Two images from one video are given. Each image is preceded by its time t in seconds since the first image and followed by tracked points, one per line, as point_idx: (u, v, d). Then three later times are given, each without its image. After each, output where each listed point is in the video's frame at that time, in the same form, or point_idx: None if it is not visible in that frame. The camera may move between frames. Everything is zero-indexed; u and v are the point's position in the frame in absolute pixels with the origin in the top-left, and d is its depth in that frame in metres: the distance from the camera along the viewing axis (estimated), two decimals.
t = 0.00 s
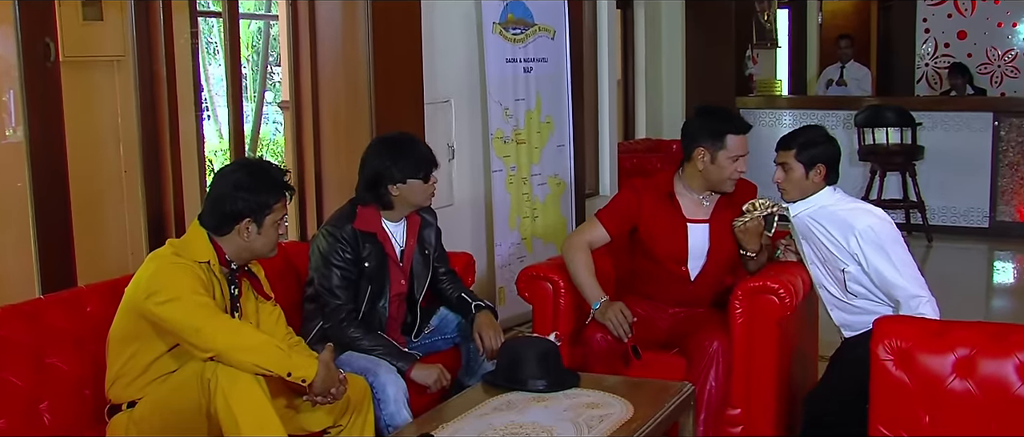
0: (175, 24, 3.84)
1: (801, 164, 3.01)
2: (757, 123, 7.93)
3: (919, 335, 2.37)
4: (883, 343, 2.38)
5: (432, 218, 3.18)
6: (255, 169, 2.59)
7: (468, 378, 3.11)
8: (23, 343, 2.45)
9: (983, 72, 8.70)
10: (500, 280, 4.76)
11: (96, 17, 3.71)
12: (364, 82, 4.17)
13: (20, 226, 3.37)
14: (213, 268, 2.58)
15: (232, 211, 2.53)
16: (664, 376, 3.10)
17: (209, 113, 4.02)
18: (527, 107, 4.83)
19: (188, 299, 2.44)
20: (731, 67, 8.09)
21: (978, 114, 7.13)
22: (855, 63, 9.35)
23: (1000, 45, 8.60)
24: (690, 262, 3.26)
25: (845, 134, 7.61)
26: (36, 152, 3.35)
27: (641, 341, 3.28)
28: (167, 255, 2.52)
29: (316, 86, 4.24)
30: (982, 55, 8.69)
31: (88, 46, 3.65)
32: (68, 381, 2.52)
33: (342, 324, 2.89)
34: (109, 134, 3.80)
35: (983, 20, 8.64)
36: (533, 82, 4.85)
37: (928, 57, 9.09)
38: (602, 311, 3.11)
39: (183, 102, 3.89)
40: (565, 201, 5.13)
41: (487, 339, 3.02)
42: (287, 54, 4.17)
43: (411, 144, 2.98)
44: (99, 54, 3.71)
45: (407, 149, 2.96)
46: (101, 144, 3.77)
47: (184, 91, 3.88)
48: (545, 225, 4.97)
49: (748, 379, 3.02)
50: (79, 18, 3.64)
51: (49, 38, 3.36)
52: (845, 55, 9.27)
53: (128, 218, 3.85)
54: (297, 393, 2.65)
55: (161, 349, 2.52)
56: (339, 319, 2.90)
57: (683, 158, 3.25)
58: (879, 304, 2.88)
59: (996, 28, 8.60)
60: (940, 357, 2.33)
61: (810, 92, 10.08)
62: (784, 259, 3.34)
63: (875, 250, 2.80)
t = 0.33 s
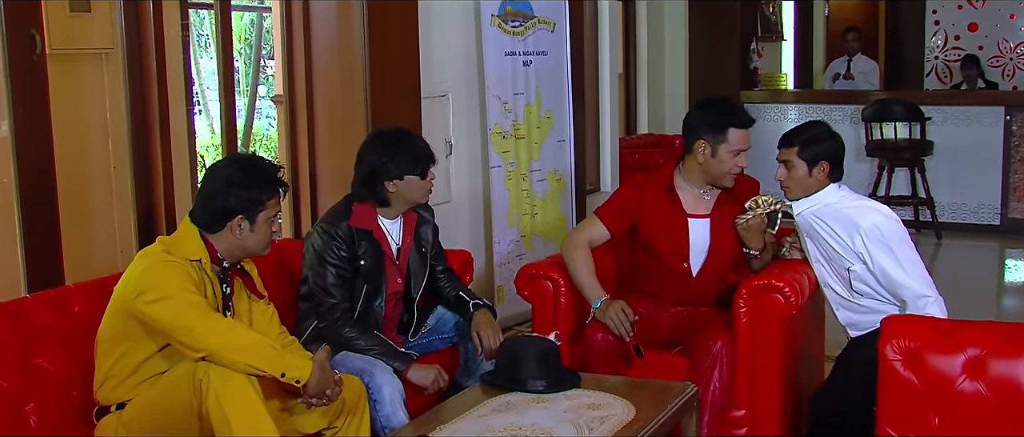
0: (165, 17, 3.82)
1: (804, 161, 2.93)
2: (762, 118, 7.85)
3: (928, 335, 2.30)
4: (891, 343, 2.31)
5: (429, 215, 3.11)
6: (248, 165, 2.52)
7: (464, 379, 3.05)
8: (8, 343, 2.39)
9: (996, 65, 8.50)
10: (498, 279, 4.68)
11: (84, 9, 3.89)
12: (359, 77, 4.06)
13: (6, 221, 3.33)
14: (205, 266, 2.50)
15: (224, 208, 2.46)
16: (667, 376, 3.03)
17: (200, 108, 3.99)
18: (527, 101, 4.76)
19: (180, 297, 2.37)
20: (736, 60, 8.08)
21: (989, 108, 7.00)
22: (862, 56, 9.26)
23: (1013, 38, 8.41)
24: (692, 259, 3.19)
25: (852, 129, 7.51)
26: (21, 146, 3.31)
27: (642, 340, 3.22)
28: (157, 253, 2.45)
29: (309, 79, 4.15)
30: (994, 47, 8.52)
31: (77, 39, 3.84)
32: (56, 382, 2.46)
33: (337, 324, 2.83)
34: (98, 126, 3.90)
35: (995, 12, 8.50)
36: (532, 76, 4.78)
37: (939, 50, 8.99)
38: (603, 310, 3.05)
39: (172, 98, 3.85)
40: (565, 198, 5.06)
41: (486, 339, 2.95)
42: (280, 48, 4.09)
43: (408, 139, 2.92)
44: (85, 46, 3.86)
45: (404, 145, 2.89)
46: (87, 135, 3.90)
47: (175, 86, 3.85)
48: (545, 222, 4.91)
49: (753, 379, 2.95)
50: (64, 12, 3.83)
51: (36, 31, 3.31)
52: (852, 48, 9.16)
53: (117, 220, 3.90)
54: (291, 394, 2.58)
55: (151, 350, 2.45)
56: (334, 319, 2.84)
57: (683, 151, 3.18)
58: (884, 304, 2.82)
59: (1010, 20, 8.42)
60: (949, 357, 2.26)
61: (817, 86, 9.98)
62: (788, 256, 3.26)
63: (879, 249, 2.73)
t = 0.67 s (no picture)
0: (156, 13, 3.77)
1: (807, 158, 2.87)
2: (766, 114, 7.80)
3: (936, 335, 2.23)
4: (898, 345, 2.24)
5: (426, 214, 3.06)
6: (242, 162, 2.45)
7: (463, 380, 3.01)
8: None
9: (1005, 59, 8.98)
10: (497, 278, 4.62)
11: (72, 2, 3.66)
12: (354, 72, 4.01)
13: None
14: (197, 266, 2.43)
15: (217, 206, 2.39)
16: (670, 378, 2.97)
17: (192, 104, 3.92)
18: (526, 97, 4.71)
19: (172, 297, 2.30)
20: (739, 51, 7.97)
21: (1000, 104, 6.92)
22: (868, 51, 9.18)
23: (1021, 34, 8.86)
24: (693, 258, 3.13)
25: (859, 125, 7.45)
26: (8, 143, 3.25)
27: (644, 341, 3.15)
28: (148, 251, 2.38)
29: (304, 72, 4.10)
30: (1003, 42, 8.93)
31: (63, 34, 3.62)
32: (42, 385, 2.40)
33: (332, 324, 2.77)
34: (86, 123, 3.75)
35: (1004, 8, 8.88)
36: (531, 71, 4.72)
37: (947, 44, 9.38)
38: (602, 310, 2.99)
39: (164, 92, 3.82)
40: (565, 196, 5.00)
41: (484, 339, 2.90)
42: (274, 42, 4.04)
43: (404, 135, 2.86)
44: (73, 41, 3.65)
45: (402, 141, 2.84)
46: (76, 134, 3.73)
47: (165, 82, 3.81)
48: (545, 221, 4.84)
49: (757, 380, 2.89)
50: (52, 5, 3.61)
51: (22, 23, 3.27)
52: (858, 43, 9.09)
53: (106, 220, 3.79)
54: (284, 396, 2.52)
55: (141, 351, 2.39)
56: (330, 319, 2.78)
57: (683, 148, 3.12)
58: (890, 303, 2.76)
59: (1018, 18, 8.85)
60: (959, 359, 2.19)
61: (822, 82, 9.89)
62: (792, 256, 3.19)
63: (885, 246, 2.67)
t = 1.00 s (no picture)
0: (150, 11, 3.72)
1: (809, 157, 2.83)
2: (769, 113, 7.73)
3: (941, 337, 2.19)
4: (903, 347, 2.20)
5: (424, 213, 3.02)
6: (239, 162, 2.42)
7: (462, 383, 2.99)
8: None
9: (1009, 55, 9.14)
10: (496, 279, 4.59)
11: None
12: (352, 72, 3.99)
13: None
14: (193, 266, 2.38)
15: (212, 206, 2.35)
16: (673, 380, 2.93)
17: (187, 102, 3.89)
18: (526, 96, 4.67)
19: (166, 299, 2.26)
20: (742, 50, 7.91)
21: (1008, 103, 6.86)
22: (873, 49, 9.13)
23: None
24: (694, 258, 3.09)
25: (863, 125, 7.40)
26: None
27: (645, 343, 3.11)
28: (142, 252, 2.34)
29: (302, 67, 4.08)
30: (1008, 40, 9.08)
31: (54, 31, 3.62)
32: (35, 387, 2.36)
33: (330, 326, 2.73)
34: (77, 122, 3.71)
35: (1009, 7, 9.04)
36: (531, 70, 4.68)
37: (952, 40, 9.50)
38: (603, 312, 2.95)
39: (159, 91, 3.77)
40: (565, 196, 4.96)
41: (483, 341, 2.86)
42: (269, 36, 4.02)
43: (403, 134, 2.83)
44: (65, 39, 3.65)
45: (399, 140, 2.80)
46: (69, 136, 3.69)
47: (159, 80, 3.77)
48: (545, 221, 4.81)
49: (760, 382, 2.85)
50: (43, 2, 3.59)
51: (14, 20, 3.25)
52: (863, 41, 9.04)
53: (100, 219, 3.78)
54: (281, 398, 2.49)
55: (135, 353, 2.35)
56: (327, 321, 2.74)
57: (687, 146, 3.09)
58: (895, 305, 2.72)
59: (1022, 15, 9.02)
60: (965, 361, 2.15)
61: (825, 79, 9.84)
62: (795, 256, 3.15)
63: (889, 248, 2.63)
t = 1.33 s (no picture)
0: (149, 11, 3.72)
1: (809, 155, 2.82)
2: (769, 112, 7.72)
3: (942, 338, 2.19)
4: (904, 347, 2.19)
5: (424, 214, 3.02)
6: (239, 162, 2.41)
7: (462, 384, 2.99)
8: None
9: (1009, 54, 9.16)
10: (496, 280, 4.58)
11: None
12: (352, 73, 3.98)
13: None
14: (192, 267, 2.38)
15: (212, 206, 2.34)
16: (673, 380, 2.92)
17: (185, 103, 3.87)
18: (526, 96, 4.66)
19: (165, 299, 2.25)
20: (742, 50, 7.94)
21: (1008, 103, 6.85)
22: (874, 49, 9.13)
23: None
24: (694, 259, 3.09)
25: (864, 124, 7.40)
26: None
27: (645, 343, 3.11)
28: (141, 252, 2.33)
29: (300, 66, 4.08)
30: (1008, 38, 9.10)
31: (54, 30, 3.63)
32: (33, 389, 2.36)
33: (329, 326, 2.73)
34: (76, 121, 3.72)
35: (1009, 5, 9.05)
36: (530, 70, 4.68)
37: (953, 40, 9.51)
38: (603, 312, 2.95)
39: (159, 92, 3.77)
40: (566, 196, 4.96)
41: (482, 342, 2.86)
42: (268, 38, 4.01)
43: (402, 134, 2.82)
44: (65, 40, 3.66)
45: (399, 140, 2.80)
46: (68, 136, 3.71)
47: (158, 80, 3.76)
48: (545, 221, 4.80)
49: (761, 383, 2.85)
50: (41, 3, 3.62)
51: (12, 20, 3.25)
52: (863, 41, 9.03)
53: (98, 220, 3.77)
54: (280, 399, 2.48)
55: (134, 353, 2.34)
56: (326, 321, 2.73)
57: (687, 147, 3.08)
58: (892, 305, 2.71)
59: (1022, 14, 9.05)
60: (965, 362, 2.15)
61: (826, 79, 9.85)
62: (795, 256, 3.15)
63: (886, 248, 2.62)
